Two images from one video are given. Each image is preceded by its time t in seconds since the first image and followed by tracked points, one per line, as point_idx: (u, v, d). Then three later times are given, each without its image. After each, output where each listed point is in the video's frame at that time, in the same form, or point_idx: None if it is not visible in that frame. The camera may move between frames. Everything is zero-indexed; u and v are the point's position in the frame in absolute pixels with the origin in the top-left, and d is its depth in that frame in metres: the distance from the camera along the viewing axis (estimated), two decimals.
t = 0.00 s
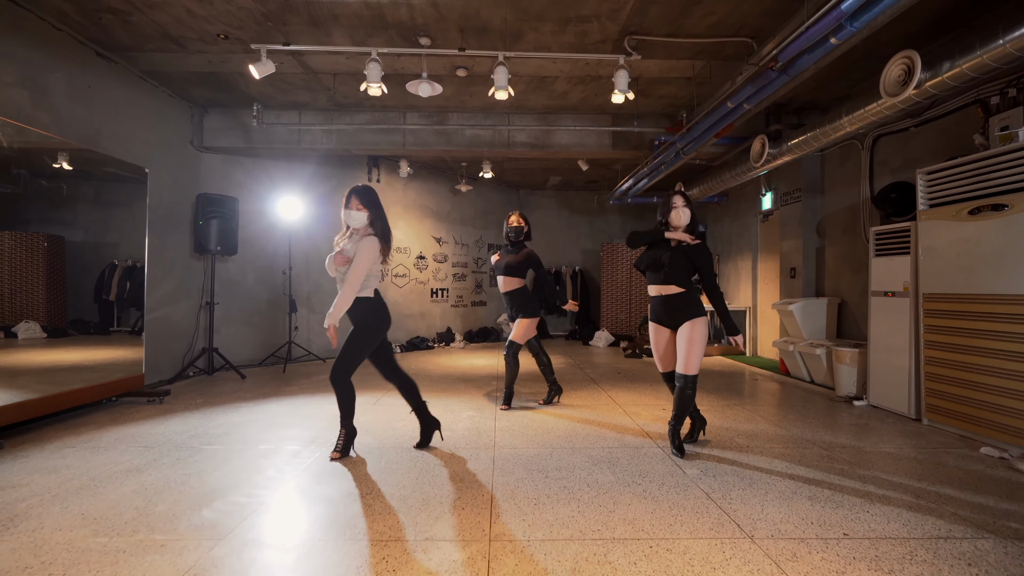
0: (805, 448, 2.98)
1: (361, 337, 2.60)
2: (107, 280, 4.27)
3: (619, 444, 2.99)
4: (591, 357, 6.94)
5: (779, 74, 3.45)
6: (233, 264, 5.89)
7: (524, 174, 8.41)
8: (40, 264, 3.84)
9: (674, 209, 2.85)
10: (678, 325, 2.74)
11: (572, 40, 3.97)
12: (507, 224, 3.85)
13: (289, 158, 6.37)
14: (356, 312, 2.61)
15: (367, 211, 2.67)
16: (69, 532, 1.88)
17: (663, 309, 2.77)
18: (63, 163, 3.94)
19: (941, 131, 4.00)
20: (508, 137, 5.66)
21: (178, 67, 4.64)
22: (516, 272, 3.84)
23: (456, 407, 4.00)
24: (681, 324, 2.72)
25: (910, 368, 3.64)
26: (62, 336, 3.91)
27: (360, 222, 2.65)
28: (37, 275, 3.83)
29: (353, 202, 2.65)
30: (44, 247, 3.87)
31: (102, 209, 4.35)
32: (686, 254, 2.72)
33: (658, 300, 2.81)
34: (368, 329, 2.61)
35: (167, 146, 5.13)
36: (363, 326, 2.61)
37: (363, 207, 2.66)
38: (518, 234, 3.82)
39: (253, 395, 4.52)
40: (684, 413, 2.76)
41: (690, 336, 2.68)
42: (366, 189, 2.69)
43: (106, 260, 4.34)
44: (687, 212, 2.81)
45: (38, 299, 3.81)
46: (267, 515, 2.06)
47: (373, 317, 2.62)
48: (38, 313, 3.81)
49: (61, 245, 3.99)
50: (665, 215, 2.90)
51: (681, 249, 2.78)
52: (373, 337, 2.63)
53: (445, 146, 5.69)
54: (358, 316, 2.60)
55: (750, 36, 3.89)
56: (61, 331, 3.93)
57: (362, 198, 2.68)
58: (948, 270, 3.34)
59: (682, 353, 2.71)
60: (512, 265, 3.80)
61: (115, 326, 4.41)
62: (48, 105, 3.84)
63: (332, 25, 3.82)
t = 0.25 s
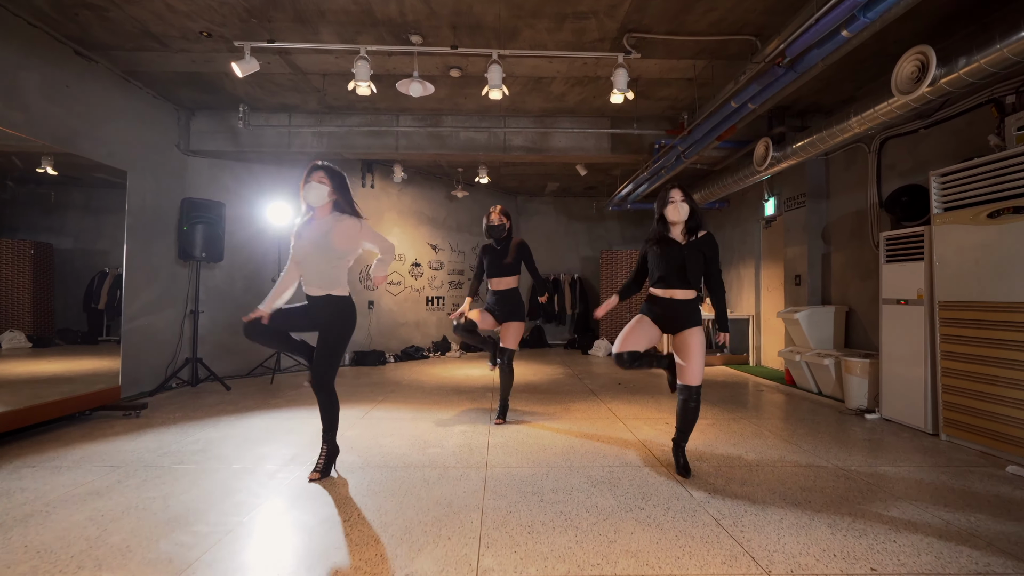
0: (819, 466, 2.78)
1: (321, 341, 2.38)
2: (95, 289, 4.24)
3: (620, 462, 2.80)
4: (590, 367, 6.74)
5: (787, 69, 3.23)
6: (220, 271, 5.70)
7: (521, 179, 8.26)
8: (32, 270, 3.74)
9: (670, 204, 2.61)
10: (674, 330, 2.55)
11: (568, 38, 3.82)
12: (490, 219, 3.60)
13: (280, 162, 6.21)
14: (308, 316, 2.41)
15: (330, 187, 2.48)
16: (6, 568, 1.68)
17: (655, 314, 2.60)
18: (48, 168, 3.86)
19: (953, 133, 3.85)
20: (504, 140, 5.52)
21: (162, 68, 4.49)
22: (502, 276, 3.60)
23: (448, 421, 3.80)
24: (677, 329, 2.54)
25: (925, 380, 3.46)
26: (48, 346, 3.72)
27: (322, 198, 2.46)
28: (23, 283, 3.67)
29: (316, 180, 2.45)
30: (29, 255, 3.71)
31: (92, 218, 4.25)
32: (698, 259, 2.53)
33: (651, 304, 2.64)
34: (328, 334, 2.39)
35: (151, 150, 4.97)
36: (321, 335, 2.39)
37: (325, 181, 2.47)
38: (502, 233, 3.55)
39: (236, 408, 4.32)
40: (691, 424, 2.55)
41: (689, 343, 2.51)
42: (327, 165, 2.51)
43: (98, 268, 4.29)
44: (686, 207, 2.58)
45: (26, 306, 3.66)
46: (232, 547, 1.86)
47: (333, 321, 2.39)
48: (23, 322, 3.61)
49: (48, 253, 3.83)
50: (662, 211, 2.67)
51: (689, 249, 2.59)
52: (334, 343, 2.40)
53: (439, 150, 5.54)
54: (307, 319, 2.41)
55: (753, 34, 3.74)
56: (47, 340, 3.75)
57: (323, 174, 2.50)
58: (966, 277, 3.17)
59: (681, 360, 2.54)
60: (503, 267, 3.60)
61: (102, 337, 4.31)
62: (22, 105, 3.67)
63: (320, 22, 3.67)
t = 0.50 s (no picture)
0: (845, 489, 2.56)
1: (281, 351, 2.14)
2: (87, 297, 4.21)
3: (630, 484, 2.58)
4: (592, 378, 6.52)
5: (803, 64, 2.99)
6: (208, 278, 5.49)
7: (520, 186, 8.11)
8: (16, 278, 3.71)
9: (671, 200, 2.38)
10: (675, 339, 2.28)
11: (570, 34, 3.66)
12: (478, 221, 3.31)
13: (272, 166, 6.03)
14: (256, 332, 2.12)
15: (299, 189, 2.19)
16: None
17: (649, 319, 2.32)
18: (34, 172, 3.78)
19: (973, 133, 3.67)
20: (503, 144, 5.35)
21: (147, 66, 4.32)
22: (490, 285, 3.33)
23: (444, 436, 3.58)
24: (681, 337, 2.28)
25: (951, 394, 3.25)
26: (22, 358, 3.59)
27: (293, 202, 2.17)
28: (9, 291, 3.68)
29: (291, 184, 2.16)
30: (17, 261, 3.71)
31: (87, 225, 4.24)
32: (705, 264, 2.31)
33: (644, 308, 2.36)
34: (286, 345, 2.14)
35: (136, 152, 4.79)
36: (278, 345, 2.15)
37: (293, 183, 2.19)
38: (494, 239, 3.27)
39: (220, 422, 4.09)
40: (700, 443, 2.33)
41: (693, 351, 2.28)
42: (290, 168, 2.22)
43: (88, 277, 4.23)
44: (687, 204, 2.36)
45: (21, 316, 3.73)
46: None
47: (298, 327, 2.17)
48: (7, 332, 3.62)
49: (38, 259, 3.83)
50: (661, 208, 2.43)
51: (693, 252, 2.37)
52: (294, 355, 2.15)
53: (436, 153, 5.36)
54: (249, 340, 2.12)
55: (763, 30, 3.57)
56: (34, 349, 3.75)
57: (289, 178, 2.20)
58: (997, 284, 2.97)
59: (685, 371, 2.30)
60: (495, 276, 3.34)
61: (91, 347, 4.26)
62: None
63: (309, 17, 3.51)
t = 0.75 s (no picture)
0: (878, 512, 2.36)
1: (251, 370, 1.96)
2: (76, 305, 4.08)
3: (644, 507, 2.38)
4: (596, 387, 6.31)
5: (826, 55, 2.82)
6: (198, 284, 5.29)
7: (521, 190, 7.94)
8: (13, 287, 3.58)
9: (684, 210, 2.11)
10: (671, 351, 2.09)
11: (575, 28, 3.50)
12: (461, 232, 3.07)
13: (264, 167, 5.84)
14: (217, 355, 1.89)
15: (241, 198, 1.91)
16: None
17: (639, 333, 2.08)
18: (21, 176, 3.64)
19: (997, 131, 3.50)
20: (504, 145, 5.18)
21: (133, 62, 4.15)
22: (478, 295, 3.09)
23: (444, 451, 3.37)
24: (676, 349, 2.09)
25: (983, 407, 3.05)
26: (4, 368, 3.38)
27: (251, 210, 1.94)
28: None
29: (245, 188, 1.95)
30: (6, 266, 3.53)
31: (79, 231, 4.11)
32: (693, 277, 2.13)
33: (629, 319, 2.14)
34: (258, 360, 1.97)
35: (123, 153, 4.61)
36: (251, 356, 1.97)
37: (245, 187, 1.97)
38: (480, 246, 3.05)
39: (207, 435, 3.88)
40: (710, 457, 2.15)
41: (689, 364, 2.09)
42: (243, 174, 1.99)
43: (72, 292, 4.04)
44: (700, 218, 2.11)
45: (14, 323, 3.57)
46: None
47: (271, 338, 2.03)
48: None
49: (27, 265, 3.66)
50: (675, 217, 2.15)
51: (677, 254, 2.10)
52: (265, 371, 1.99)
53: (435, 154, 5.18)
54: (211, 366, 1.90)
55: (778, 24, 3.40)
56: (22, 359, 3.56)
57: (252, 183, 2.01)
58: None
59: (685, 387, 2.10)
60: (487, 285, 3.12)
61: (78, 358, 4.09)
62: None
63: (301, 8, 3.34)
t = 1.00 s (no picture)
0: (904, 525, 2.25)
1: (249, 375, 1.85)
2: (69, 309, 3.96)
3: (659, 520, 2.26)
4: (600, 392, 6.18)
5: (845, 48, 2.72)
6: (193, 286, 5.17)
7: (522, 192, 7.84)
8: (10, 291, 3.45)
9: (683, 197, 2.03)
10: (671, 355, 1.97)
11: (581, 22, 3.40)
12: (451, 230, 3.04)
13: (262, 168, 5.74)
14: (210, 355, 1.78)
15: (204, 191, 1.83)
16: None
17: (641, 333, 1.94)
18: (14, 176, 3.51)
19: (1016, 129, 3.40)
20: (506, 144, 5.08)
21: (128, 59, 4.05)
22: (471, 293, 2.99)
23: (446, 459, 3.25)
24: (674, 353, 1.98)
25: (1008, 414, 2.93)
26: None
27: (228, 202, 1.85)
28: None
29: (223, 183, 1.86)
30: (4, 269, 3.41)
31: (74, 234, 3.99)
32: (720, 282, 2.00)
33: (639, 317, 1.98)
34: (255, 362, 1.86)
35: (116, 152, 4.50)
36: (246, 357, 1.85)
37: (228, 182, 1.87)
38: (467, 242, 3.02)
39: (200, 441, 3.75)
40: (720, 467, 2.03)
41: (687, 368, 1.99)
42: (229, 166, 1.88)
43: (64, 299, 3.92)
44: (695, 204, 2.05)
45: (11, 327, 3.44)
46: None
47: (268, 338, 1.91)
48: None
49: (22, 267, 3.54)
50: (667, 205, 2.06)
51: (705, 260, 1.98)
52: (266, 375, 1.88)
53: (436, 154, 5.07)
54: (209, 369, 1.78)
55: (791, 18, 3.31)
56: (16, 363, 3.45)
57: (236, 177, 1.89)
58: None
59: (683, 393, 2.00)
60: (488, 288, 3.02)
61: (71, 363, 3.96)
62: None
63: (299, 2, 3.24)
